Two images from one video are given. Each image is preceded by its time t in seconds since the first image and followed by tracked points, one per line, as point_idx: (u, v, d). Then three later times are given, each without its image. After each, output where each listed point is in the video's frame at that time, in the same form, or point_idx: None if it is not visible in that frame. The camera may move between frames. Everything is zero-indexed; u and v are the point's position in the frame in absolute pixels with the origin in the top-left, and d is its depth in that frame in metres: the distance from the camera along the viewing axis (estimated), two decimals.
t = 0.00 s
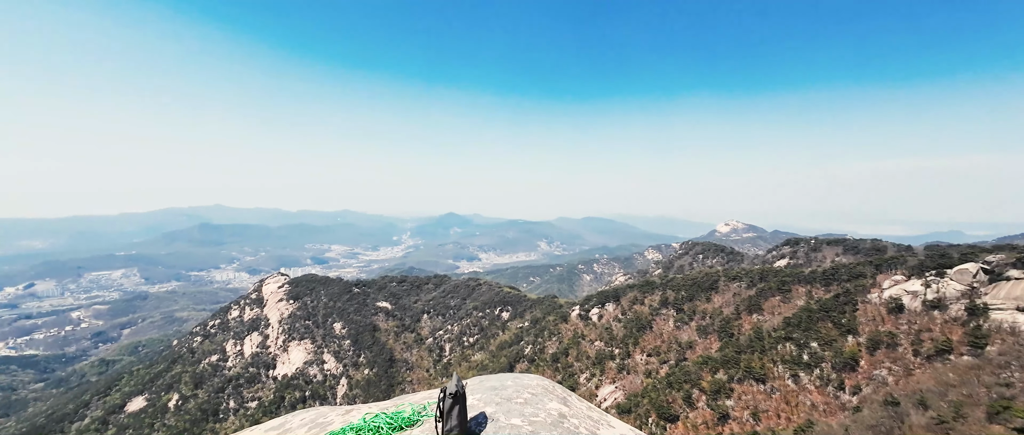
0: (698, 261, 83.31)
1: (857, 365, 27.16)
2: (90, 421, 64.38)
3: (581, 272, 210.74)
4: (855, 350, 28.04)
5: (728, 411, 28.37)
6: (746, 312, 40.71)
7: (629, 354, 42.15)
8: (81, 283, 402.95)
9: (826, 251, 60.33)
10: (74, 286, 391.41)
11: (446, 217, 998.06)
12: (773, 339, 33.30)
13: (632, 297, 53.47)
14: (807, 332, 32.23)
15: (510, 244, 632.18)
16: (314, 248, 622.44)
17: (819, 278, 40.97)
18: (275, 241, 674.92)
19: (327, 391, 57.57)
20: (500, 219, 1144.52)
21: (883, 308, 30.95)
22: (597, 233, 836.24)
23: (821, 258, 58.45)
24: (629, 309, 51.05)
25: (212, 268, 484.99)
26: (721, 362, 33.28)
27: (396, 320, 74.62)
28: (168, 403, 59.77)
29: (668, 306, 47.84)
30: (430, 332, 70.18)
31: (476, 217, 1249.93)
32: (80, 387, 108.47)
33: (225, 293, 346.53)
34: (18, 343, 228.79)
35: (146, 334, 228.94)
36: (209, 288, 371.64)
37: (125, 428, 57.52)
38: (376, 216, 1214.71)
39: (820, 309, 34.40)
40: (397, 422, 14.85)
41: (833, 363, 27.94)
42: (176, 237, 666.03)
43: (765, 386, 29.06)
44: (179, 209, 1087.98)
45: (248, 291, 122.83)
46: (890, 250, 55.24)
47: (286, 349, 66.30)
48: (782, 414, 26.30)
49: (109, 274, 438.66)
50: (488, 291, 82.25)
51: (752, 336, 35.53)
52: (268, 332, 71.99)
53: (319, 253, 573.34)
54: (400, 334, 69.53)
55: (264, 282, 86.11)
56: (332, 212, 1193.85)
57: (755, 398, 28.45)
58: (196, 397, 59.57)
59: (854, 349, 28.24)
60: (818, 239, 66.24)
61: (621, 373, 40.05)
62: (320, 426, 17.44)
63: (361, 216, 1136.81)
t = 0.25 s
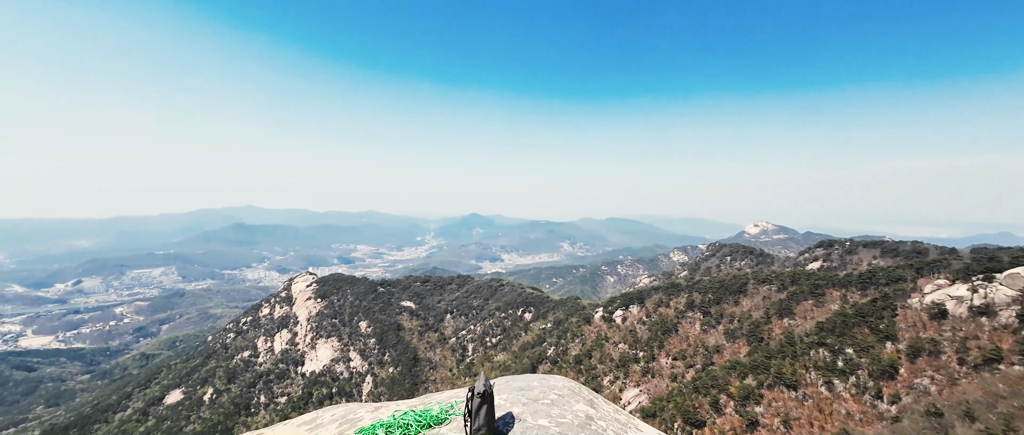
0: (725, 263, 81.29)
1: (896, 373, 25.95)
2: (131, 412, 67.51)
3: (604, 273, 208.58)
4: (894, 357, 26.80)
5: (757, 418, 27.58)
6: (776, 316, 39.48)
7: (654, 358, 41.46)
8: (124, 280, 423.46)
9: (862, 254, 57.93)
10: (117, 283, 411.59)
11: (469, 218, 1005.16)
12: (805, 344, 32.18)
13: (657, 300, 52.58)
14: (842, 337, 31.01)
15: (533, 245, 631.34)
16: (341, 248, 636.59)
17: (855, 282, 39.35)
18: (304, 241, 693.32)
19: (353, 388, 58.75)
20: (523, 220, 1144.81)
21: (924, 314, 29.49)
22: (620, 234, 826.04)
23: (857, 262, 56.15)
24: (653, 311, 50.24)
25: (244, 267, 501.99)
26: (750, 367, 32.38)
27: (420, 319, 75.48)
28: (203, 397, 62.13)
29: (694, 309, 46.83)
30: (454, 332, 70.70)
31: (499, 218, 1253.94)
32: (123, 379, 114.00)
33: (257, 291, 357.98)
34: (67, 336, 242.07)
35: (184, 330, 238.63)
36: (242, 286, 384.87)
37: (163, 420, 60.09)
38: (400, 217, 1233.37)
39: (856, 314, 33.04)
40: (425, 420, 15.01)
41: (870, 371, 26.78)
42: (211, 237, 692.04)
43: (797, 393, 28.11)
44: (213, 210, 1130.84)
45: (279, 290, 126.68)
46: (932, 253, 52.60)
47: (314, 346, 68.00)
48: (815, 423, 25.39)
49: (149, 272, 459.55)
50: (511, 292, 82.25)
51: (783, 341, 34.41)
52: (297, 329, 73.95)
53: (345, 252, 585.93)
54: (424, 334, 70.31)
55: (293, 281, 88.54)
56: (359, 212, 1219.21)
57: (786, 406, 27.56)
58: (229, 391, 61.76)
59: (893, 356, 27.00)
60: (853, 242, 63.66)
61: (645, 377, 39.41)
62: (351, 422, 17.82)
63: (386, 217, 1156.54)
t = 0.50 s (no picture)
0: (755, 266, 79.05)
1: (940, 382, 24.66)
2: (170, 404, 70.49)
3: (629, 275, 205.69)
4: (937, 366, 25.49)
5: (788, 427, 26.66)
6: (809, 321, 38.12)
7: (679, 362, 40.66)
8: (163, 278, 442.76)
9: (902, 256, 55.35)
10: (157, 281, 430.68)
11: (492, 219, 1008.89)
12: (840, 351, 30.95)
13: (683, 303, 51.55)
14: (880, 344, 29.71)
15: (556, 246, 628.69)
16: (367, 248, 649.14)
17: (894, 286, 37.62)
18: (331, 241, 709.88)
19: (378, 386, 59.87)
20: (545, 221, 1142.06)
21: (971, 321, 27.89)
22: (645, 236, 813.65)
23: (896, 265, 53.69)
24: (679, 314, 49.27)
25: (274, 266, 517.58)
26: (781, 373, 31.36)
27: (443, 319, 76.17)
28: (236, 391, 64.31)
29: (722, 313, 45.72)
30: (476, 332, 71.04)
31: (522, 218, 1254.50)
32: (162, 373, 119.13)
33: (286, 289, 368.41)
34: (111, 331, 254.65)
35: (218, 327, 247.46)
36: (272, 285, 396.83)
37: (199, 412, 62.50)
38: (424, 217, 1248.34)
39: (895, 320, 31.58)
40: (454, 418, 15.14)
41: (910, 379, 25.54)
42: (243, 237, 716.48)
43: (831, 401, 27.08)
44: (246, 211, 1170.95)
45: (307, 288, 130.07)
46: (979, 257, 49.83)
47: (340, 345, 69.50)
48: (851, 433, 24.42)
49: (186, 270, 479.08)
50: (533, 293, 82.03)
51: (816, 347, 33.20)
52: (324, 327, 75.75)
53: (370, 253, 596.81)
54: (447, 334, 70.87)
55: (321, 280, 90.71)
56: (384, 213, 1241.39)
57: (819, 414, 26.60)
58: (260, 387, 63.76)
59: (935, 364, 25.69)
60: (892, 244, 60.92)
61: (670, 381, 38.69)
62: (380, 419, 18.17)
63: (410, 218, 1173.13)
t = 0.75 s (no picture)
0: (786, 269, 76.59)
1: (989, 393, 23.25)
2: (205, 398, 73.21)
3: (654, 277, 202.45)
4: (985, 375, 24.05)
5: None
6: (845, 326, 36.64)
7: (707, 366, 39.72)
8: (198, 277, 460.97)
9: (946, 260, 52.54)
10: (193, 279, 448.75)
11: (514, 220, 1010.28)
12: (878, 358, 29.60)
13: (710, 306, 50.33)
14: (922, 351, 28.29)
15: (578, 247, 624.07)
16: (391, 249, 659.45)
17: (936, 291, 35.77)
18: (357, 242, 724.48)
19: (403, 385, 60.71)
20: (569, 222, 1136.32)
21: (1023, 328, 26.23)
22: (670, 237, 799.52)
23: (939, 268, 51.04)
24: (706, 318, 48.13)
25: (303, 266, 532.17)
26: (814, 380, 30.25)
27: (467, 320, 76.61)
28: (266, 387, 66.33)
29: (751, 317, 44.43)
30: (499, 333, 71.14)
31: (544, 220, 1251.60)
32: (198, 368, 123.91)
33: (314, 288, 378.00)
34: (151, 327, 266.73)
35: (250, 324, 255.88)
36: (301, 284, 407.74)
37: (232, 407, 64.69)
38: (447, 218, 1259.26)
39: (939, 327, 30.00)
40: (481, 419, 15.18)
41: (956, 389, 24.19)
42: (274, 237, 738.94)
43: (869, 411, 25.93)
44: (276, 212, 1207.39)
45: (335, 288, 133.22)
46: None
47: (366, 344, 70.84)
48: None
49: (220, 269, 497.57)
50: (556, 294, 81.53)
51: (852, 353, 31.91)
52: (350, 326, 77.32)
53: (395, 253, 606.53)
54: (470, 334, 71.23)
55: (347, 280, 92.65)
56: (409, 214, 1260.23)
57: (855, 423, 25.52)
58: (290, 383, 65.56)
59: (983, 373, 24.24)
60: (934, 246, 57.97)
61: (697, 386, 37.85)
62: (408, 418, 18.37)
63: (434, 219, 1186.72)
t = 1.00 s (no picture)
0: (820, 271, 73.90)
1: None
2: (238, 393, 75.80)
3: (680, 280, 198.54)
4: None
5: None
6: (883, 332, 35.06)
7: (735, 371, 38.68)
8: (232, 276, 478.20)
9: (995, 263, 49.63)
10: (227, 278, 465.94)
11: (537, 222, 1008.80)
12: (919, 366, 28.23)
13: (740, 309, 48.98)
14: (968, 359, 26.84)
15: (602, 248, 617.73)
16: (416, 250, 668.36)
17: (984, 297, 33.79)
18: (383, 243, 737.24)
19: (427, 384, 61.38)
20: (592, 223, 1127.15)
21: None
22: (697, 239, 782.98)
23: (987, 272, 48.26)
24: (735, 322, 46.82)
25: (331, 266, 545.16)
26: (850, 387, 29.09)
27: (490, 321, 76.82)
28: (296, 384, 68.19)
29: (782, 321, 43.05)
30: (523, 334, 71.07)
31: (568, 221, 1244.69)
32: (232, 364, 128.54)
33: (341, 288, 386.40)
34: (189, 324, 278.15)
35: (280, 323, 263.64)
36: (328, 284, 417.66)
37: (263, 402, 66.79)
38: (471, 220, 1267.49)
39: (986, 334, 28.38)
40: (508, 420, 15.21)
41: (1007, 401, 22.72)
42: (303, 238, 759.87)
43: (909, 420, 24.75)
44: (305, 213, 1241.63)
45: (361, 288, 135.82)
46: None
47: (391, 343, 71.99)
48: None
49: (252, 269, 514.76)
50: (580, 296, 80.78)
51: (892, 361, 30.48)
52: (376, 325, 78.72)
53: (419, 254, 614.42)
54: (493, 335, 71.36)
55: (373, 280, 94.41)
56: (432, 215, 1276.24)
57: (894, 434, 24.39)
58: (318, 380, 67.22)
59: None
60: (982, 249, 54.89)
61: (725, 391, 36.93)
62: (436, 418, 18.60)
63: (457, 220, 1197.19)
